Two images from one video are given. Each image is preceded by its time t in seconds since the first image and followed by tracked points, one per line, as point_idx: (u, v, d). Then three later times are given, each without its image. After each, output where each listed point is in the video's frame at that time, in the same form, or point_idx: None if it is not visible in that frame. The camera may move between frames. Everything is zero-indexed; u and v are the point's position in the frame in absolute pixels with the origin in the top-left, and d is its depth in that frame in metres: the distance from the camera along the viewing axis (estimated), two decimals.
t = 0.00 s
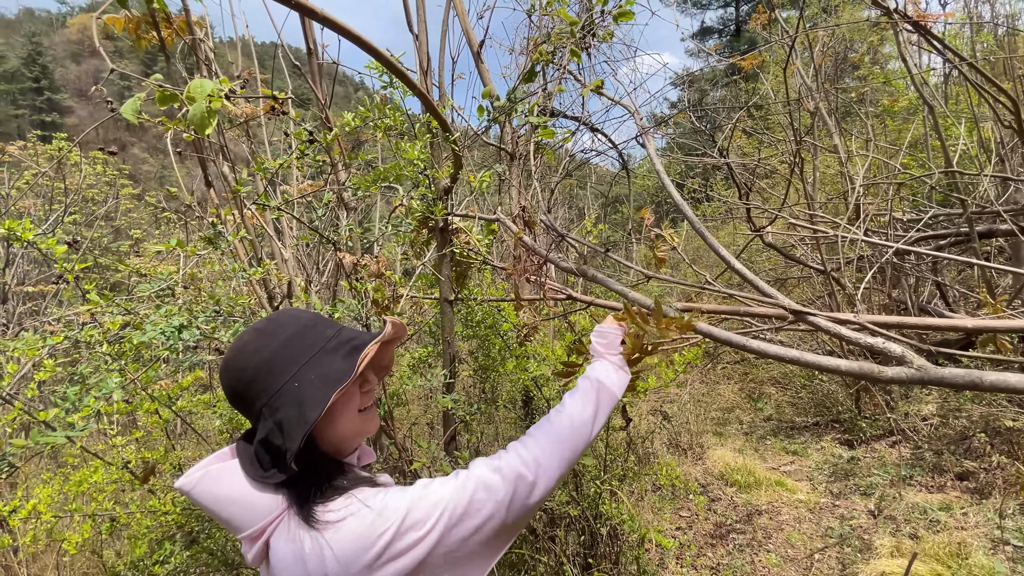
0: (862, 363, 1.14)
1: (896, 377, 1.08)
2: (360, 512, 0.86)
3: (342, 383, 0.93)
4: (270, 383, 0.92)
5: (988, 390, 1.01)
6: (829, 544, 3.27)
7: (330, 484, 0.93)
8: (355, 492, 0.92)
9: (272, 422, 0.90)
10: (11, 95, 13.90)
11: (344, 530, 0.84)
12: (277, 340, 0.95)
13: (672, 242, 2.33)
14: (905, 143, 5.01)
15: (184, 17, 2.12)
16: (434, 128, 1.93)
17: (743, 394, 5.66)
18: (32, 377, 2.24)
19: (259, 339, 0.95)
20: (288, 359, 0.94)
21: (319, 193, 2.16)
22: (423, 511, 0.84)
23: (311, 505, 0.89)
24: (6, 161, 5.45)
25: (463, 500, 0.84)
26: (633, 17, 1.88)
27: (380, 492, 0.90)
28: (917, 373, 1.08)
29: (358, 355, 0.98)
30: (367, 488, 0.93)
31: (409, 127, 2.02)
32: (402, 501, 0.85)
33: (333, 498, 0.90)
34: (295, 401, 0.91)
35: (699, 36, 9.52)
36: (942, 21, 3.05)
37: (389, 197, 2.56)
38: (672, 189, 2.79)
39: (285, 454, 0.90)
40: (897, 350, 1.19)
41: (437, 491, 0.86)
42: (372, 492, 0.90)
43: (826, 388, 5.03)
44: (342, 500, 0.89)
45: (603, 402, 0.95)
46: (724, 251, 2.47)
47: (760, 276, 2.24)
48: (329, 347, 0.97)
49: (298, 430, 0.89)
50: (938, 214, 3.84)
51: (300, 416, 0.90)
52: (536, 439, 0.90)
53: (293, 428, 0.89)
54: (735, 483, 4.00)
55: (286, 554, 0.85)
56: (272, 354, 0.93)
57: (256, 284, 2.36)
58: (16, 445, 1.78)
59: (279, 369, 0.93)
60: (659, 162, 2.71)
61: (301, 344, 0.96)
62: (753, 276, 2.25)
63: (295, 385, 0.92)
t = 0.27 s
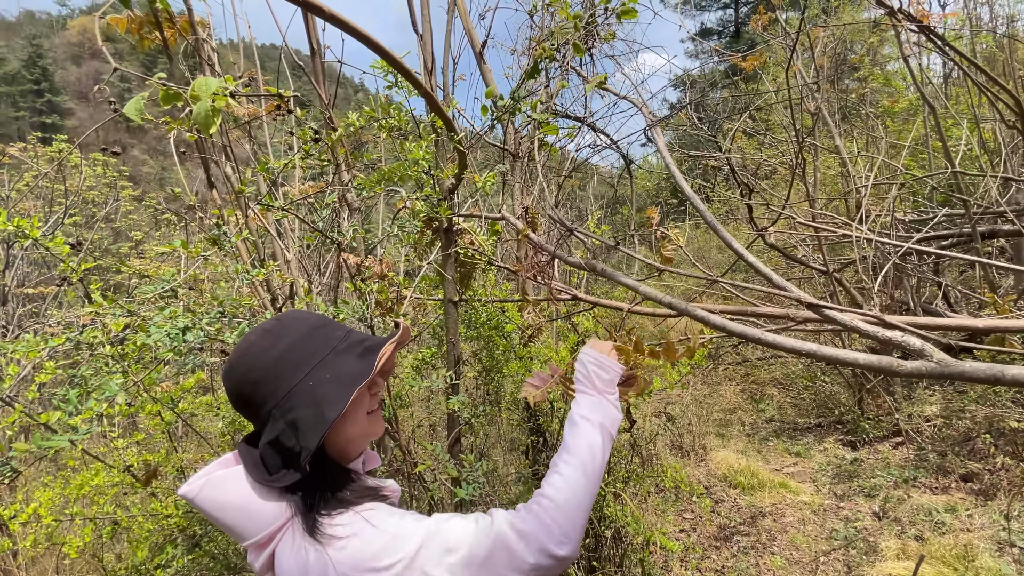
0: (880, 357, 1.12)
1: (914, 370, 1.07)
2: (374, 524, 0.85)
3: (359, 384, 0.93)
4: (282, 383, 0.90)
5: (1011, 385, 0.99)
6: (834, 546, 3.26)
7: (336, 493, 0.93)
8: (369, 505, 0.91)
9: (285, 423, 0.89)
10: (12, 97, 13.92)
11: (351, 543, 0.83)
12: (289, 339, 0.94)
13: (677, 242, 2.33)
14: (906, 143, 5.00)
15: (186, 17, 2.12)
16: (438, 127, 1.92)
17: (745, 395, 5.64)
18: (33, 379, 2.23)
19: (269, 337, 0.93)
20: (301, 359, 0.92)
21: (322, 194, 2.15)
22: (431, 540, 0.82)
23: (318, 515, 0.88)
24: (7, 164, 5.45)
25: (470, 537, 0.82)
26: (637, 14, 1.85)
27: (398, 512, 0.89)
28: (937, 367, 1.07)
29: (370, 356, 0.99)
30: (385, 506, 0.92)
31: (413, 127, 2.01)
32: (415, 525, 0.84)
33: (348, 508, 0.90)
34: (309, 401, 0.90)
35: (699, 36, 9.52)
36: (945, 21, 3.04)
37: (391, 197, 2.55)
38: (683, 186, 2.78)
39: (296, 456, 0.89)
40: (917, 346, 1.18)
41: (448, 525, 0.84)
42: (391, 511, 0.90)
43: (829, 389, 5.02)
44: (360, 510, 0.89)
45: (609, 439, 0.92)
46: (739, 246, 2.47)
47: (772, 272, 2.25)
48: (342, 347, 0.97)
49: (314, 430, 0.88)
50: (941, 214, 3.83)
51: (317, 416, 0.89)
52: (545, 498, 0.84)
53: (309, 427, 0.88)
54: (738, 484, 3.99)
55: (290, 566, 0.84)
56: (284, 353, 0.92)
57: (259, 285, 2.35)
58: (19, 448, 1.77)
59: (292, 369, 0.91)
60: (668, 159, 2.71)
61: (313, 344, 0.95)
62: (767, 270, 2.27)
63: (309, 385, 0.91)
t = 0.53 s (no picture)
0: (888, 353, 1.12)
1: (923, 366, 1.07)
2: (385, 535, 0.85)
3: (385, 383, 0.96)
4: (308, 377, 0.91)
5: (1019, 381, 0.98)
6: (836, 544, 3.26)
7: (348, 497, 0.92)
8: (384, 513, 0.91)
9: (309, 417, 0.90)
10: (11, 98, 13.91)
11: (356, 551, 0.83)
12: (314, 334, 0.95)
13: (680, 240, 2.33)
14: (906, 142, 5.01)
15: (190, 16, 2.12)
16: (442, 126, 1.93)
17: (745, 394, 5.65)
18: (36, 378, 2.23)
19: (293, 331, 0.93)
20: (327, 355, 0.94)
21: (325, 192, 2.15)
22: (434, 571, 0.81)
23: (326, 520, 0.88)
24: (6, 163, 5.45)
25: None
26: (639, 14, 1.86)
27: (414, 532, 0.89)
28: (945, 363, 1.07)
29: (392, 355, 1.02)
30: (405, 520, 0.92)
31: (416, 125, 2.02)
32: (424, 549, 0.84)
33: (362, 511, 0.90)
34: (336, 397, 0.92)
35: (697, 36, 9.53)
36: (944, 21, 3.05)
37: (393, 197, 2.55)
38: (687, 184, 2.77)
39: (318, 450, 0.90)
40: (927, 343, 1.18)
41: (455, 561, 0.83)
42: (408, 527, 0.89)
43: (829, 388, 5.03)
44: (378, 518, 0.90)
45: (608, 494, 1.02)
46: (743, 243, 2.45)
47: (775, 267, 2.26)
48: (365, 346, 0.99)
49: (341, 426, 0.90)
50: (941, 212, 3.83)
51: (344, 412, 0.91)
52: (549, 557, 0.92)
53: (334, 422, 0.90)
54: (739, 483, 4.00)
55: (300, 567, 0.84)
56: (311, 348, 0.93)
57: (262, 284, 2.35)
58: (24, 446, 1.77)
59: (318, 364, 0.92)
60: (672, 157, 2.70)
61: (338, 340, 0.96)
62: (773, 268, 2.26)
63: (337, 381, 0.92)
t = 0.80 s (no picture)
0: (879, 346, 1.15)
1: (913, 358, 1.11)
2: (382, 532, 0.86)
3: (393, 384, 0.97)
4: (322, 371, 0.93)
5: (1004, 372, 1.02)
6: (831, 538, 3.31)
7: (355, 492, 0.94)
8: (391, 511, 0.93)
9: (318, 411, 0.92)
10: (5, 96, 13.83)
11: (352, 543, 0.85)
12: (331, 329, 0.97)
13: (679, 238, 2.36)
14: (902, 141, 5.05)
15: (191, 14, 2.13)
16: (443, 125, 1.95)
17: (742, 391, 5.69)
18: (39, 375, 2.24)
19: (312, 325, 0.96)
20: (340, 351, 0.96)
21: (327, 190, 2.18)
22: None
23: (332, 510, 0.91)
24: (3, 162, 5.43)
25: None
26: (637, 14, 1.89)
27: (417, 535, 0.88)
28: (934, 355, 1.11)
29: (404, 357, 1.03)
30: (413, 523, 0.92)
31: (417, 124, 2.04)
32: (413, 554, 0.83)
33: (370, 506, 0.92)
34: (343, 393, 0.93)
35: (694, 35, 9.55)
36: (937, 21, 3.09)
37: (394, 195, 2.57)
38: (684, 182, 2.78)
39: (325, 445, 0.92)
40: (917, 336, 1.22)
41: (439, 573, 0.81)
42: (411, 530, 0.89)
43: (826, 384, 5.08)
44: (386, 516, 0.91)
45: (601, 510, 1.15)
46: (741, 241, 2.46)
47: (771, 265, 2.29)
48: (378, 345, 1.01)
49: (345, 423, 0.91)
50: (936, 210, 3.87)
51: (350, 410, 0.92)
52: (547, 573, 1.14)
53: (340, 419, 0.92)
54: (737, 478, 4.04)
55: (305, 557, 0.88)
56: (325, 342, 0.95)
57: (264, 282, 2.36)
58: (30, 442, 1.79)
59: (330, 359, 0.95)
60: (670, 155, 2.73)
61: (352, 337, 0.98)
62: (772, 265, 2.26)
63: (345, 377, 0.94)
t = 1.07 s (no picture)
0: (864, 340, 1.17)
1: (895, 353, 1.11)
2: (352, 531, 0.86)
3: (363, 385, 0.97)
4: (310, 364, 1.01)
5: (983, 366, 1.01)
6: (823, 531, 3.36)
7: (340, 483, 0.97)
8: (369, 511, 0.93)
9: (299, 402, 0.99)
10: None
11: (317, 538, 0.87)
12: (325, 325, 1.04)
13: (672, 235, 2.38)
14: (894, 138, 5.09)
15: (187, 13, 2.13)
16: (439, 124, 1.97)
17: (736, 387, 5.74)
18: (36, 373, 2.25)
19: (313, 321, 1.04)
20: (327, 349, 1.02)
21: (323, 189, 2.19)
22: None
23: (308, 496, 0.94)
24: None
25: None
26: (632, 14, 1.90)
27: (386, 542, 0.88)
28: (917, 349, 1.12)
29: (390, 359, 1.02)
30: (386, 531, 0.91)
31: (413, 123, 2.05)
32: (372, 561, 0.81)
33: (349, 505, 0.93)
34: (319, 388, 0.98)
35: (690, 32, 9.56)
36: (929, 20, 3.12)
37: (390, 193, 2.58)
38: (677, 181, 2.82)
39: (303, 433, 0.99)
40: (900, 331, 1.23)
41: None
42: (382, 537, 0.88)
43: (818, 380, 5.13)
44: (363, 517, 0.91)
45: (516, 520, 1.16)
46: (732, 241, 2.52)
47: (763, 262, 2.32)
48: (365, 345, 1.03)
49: (312, 418, 0.96)
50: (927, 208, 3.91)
51: (318, 405, 0.96)
52: None
53: (310, 412, 0.96)
54: (730, 473, 4.08)
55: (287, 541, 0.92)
56: (317, 338, 1.02)
57: (260, 279, 2.38)
58: (29, 439, 1.80)
59: (318, 355, 1.01)
60: (664, 153, 2.75)
61: (342, 336, 1.03)
62: (761, 265, 2.33)
63: (324, 374, 0.99)
